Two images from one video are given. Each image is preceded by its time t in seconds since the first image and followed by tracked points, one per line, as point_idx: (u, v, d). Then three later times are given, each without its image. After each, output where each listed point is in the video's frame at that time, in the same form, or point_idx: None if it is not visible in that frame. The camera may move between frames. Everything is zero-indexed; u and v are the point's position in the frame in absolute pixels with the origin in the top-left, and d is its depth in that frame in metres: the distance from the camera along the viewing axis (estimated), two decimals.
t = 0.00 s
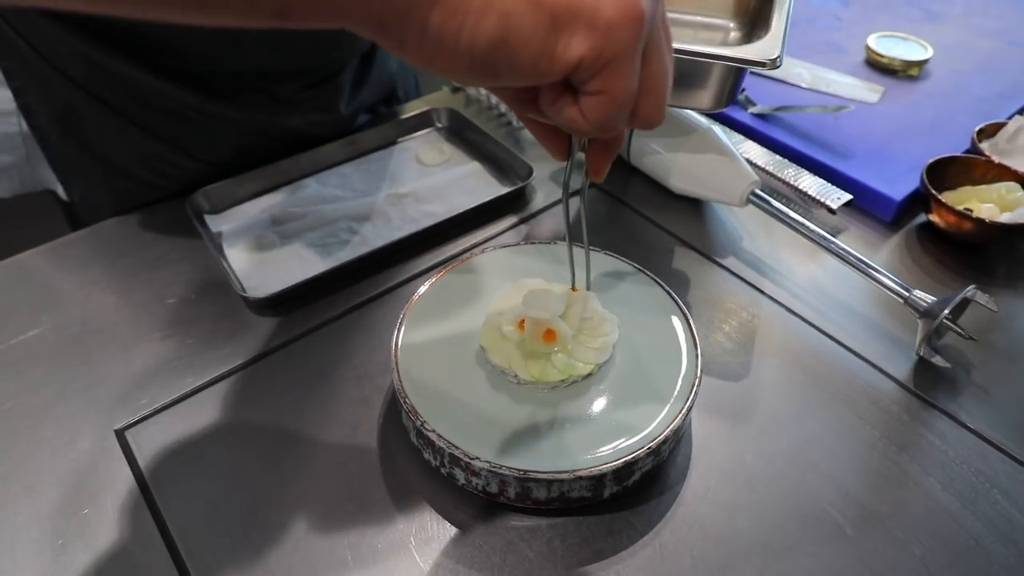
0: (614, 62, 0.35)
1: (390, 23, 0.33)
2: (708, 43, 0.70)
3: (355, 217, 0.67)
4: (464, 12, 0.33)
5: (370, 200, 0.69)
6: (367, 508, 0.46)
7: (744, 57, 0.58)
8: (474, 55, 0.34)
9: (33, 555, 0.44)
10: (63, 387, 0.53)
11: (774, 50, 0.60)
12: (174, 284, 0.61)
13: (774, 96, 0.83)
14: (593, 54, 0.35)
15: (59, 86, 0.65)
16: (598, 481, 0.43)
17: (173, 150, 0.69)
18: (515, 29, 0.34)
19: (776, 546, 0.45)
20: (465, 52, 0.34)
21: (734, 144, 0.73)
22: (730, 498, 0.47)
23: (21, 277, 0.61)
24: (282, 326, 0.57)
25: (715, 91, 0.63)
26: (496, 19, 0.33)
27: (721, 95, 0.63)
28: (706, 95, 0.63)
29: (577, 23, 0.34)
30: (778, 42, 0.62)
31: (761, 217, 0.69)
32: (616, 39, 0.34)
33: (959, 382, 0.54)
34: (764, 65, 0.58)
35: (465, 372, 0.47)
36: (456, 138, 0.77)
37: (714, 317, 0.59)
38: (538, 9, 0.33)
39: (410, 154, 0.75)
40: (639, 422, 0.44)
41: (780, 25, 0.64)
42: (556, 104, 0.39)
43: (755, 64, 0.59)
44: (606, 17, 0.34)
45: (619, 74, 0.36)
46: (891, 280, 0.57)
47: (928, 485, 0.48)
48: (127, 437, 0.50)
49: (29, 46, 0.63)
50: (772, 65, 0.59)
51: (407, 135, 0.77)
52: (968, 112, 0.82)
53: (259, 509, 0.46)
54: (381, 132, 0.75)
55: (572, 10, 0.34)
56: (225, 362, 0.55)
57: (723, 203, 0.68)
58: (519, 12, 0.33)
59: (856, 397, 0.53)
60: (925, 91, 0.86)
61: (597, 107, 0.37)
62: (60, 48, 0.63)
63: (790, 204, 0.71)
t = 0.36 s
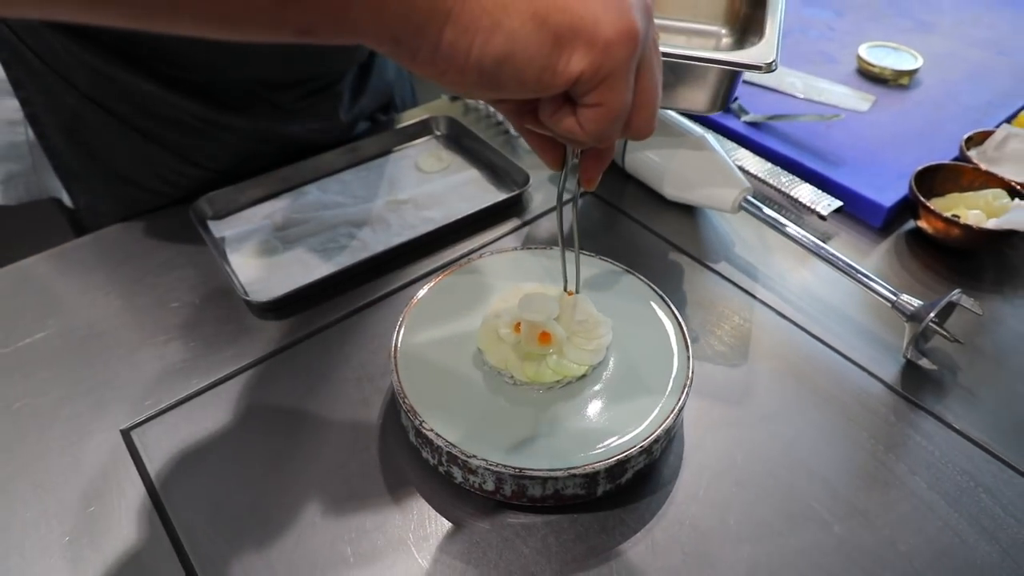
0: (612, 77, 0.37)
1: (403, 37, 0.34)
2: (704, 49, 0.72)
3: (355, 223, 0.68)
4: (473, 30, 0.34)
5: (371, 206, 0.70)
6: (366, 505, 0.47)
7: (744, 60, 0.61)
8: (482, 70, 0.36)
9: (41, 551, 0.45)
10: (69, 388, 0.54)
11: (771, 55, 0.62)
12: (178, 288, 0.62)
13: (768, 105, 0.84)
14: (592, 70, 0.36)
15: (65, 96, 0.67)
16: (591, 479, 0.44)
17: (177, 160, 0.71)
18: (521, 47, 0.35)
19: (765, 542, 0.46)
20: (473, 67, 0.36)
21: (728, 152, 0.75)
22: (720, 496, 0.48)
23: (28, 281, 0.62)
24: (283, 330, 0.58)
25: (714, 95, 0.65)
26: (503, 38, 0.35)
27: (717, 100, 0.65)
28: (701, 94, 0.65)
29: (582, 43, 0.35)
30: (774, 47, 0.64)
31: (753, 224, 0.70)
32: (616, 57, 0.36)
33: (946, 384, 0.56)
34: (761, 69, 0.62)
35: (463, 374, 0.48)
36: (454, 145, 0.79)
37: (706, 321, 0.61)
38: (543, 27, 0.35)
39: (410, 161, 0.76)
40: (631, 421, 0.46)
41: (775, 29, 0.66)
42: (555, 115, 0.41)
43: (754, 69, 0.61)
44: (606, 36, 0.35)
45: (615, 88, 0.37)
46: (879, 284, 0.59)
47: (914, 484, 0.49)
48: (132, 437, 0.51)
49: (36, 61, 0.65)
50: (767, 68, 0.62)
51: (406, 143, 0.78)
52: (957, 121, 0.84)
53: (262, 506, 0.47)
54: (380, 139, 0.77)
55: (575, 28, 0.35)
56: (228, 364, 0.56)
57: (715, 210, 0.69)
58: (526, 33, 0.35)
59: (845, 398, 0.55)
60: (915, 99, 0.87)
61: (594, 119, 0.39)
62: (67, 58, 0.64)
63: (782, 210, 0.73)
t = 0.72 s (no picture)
0: (617, 82, 0.39)
1: (425, 43, 0.36)
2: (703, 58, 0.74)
3: (360, 230, 0.70)
4: (490, 37, 0.36)
5: (375, 213, 0.72)
6: (370, 502, 0.49)
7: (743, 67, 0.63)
8: (498, 74, 0.37)
9: (55, 545, 0.47)
10: (82, 388, 0.56)
11: (770, 60, 0.65)
12: (187, 292, 0.64)
13: (763, 116, 0.86)
14: (600, 75, 0.38)
15: (79, 106, 0.69)
16: (588, 477, 0.45)
17: (187, 169, 0.73)
18: (534, 52, 0.37)
19: (756, 539, 0.47)
20: (489, 71, 0.37)
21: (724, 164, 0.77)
22: (713, 495, 0.50)
23: (41, 285, 0.64)
24: (290, 333, 0.60)
25: (715, 100, 0.67)
26: (519, 44, 0.36)
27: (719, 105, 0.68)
28: (701, 99, 0.68)
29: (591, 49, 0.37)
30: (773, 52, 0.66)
31: (748, 232, 0.72)
32: (622, 63, 0.38)
33: (933, 388, 0.57)
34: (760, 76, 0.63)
35: (464, 376, 0.50)
36: (456, 154, 0.80)
37: (700, 326, 0.62)
38: (554, 35, 0.37)
39: (413, 170, 0.78)
40: (626, 422, 0.47)
41: (775, 34, 0.69)
42: (563, 118, 0.42)
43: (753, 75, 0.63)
44: (613, 44, 0.37)
45: (620, 93, 0.39)
46: (869, 290, 0.60)
47: (901, 484, 0.51)
48: (144, 436, 0.53)
49: (52, 72, 0.67)
50: (767, 75, 0.63)
51: (409, 152, 0.80)
52: (948, 132, 0.86)
53: (269, 502, 0.49)
54: (384, 149, 0.79)
55: (584, 36, 0.37)
56: (236, 366, 0.58)
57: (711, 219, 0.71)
58: (539, 39, 0.37)
59: (835, 401, 0.56)
60: (907, 111, 0.89)
61: (600, 122, 0.41)
62: (81, 70, 0.66)
63: (776, 220, 0.75)
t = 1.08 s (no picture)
0: (623, 64, 0.40)
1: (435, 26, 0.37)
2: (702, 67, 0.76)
3: (364, 234, 0.71)
4: (498, 18, 0.37)
5: (379, 217, 0.73)
6: (373, 499, 0.50)
7: (739, 78, 0.64)
8: (505, 56, 0.39)
9: (66, 539, 0.48)
10: (92, 388, 0.57)
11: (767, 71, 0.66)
12: (195, 294, 0.65)
13: (762, 122, 0.88)
14: (606, 56, 0.39)
15: (91, 110, 0.70)
16: (587, 475, 0.46)
17: (194, 172, 0.74)
18: (541, 33, 0.38)
19: (751, 537, 0.48)
20: (497, 53, 0.39)
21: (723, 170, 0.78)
22: (709, 493, 0.51)
23: (52, 287, 0.65)
24: (295, 334, 0.61)
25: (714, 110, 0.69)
26: (526, 25, 0.38)
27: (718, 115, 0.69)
28: (700, 109, 0.69)
29: (597, 29, 0.39)
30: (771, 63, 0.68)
31: (746, 237, 0.73)
32: (628, 44, 0.39)
33: (927, 390, 0.58)
34: (756, 86, 0.65)
35: (467, 376, 0.51)
36: (459, 159, 0.82)
37: (699, 329, 0.64)
38: (561, 16, 0.38)
39: (416, 175, 0.79)
40: (625, 421, 0.48)
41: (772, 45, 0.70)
42: (570, 101, 0.44)
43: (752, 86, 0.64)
44: (619, 25, 0.39)
45: (626, 75, 0.40)
46: (865, 294, 0.61)
47: (894, 484, 0.52)
48: (152, 434, 0.54)
49: (64, 77, 0.69)
50: (762, 86, 0.65)
51: (413, 158, 0.82)
52: (945, 139, 0.87)
53: (275, 499, 0.50)
54: (388, 154, 0.80)
55: (590, 18, 0.38)
56: (242, 366, 0.59)
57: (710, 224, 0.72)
58: (546, 21, 0.38)
59: (830, 403, 0.57)
60: (905, 118, 0.91)
61: (607, 104, 0.42)
62: (93, 76, 0.68)
63: (774, 225, 0.76)
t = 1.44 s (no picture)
0: (623, 106, 0.40)
1: (443, 69, 0.39)
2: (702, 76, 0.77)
3: (368, 240, 0.72)
4: (505, 62, 0.39)
5: (382, 223, 0.74)
6: (377, 501, 0.50)
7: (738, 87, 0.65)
8: (510, 97, 0.40)
9: (73, 540, 0.48)
10: (99, 391, 0.58)
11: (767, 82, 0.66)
12: (200, 299, 0.66)
13: (761, 130, 0.88)
14: (606, 98, 0.40)
15: (99, 117, 0.71)
16: (587, 478, 0.47)
17: (199, 178, 0.75)
18: (543, 76, 0.39)
19: (750, 539, 0.49)
20: (502, 93, 0.40)
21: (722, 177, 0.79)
22: (708, 496, 0.51)
23: (59, 291, 0.66)
24: (300, 338, 0.62)
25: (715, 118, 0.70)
26: (529, 69, 0.39)
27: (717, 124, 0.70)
28: (702, 117, 0.70)
29: (596, 74, 0.39)
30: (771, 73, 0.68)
31: (745, 243, 0.74)
32: (627, 86, 0.40)
33: (924, 395, 0.59)
34: (756, 96, 0.65)
35: (469, 380, 0.52)
36: (461, 166, 0.83)
37: (698, 334, 0.64)
38: (564, 60, 0.39)
39: (419, 182, 0.80)
40: (624, 426, 0.49)
41: (772, 54, 0.71)
42: (571, 138, 0.44)
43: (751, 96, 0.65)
44: (619, 68, 0.39)
45: (625, 115, 0.41)
46: (862, 300, 0.62)
47: (890, 487, 0.53)
48: (158, 436, 0.54)
49: (74, 84, 0.70)
50: (762, 96, 0.66)
51: (416, 164, 0.83)
52: (942, 146, 0.88)
53: (279, 500, 0.50)
54: (391, 161, 0.81)
55: (591, 61, 0.39)
56: (247, 369, 0.60)
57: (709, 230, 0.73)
58: (548, 64, 0.39)
59: (828, 407, 0.58)
60: (903, 126, 0.92)
61: (607, 143, 0.42)
62: (103, 84, 0.69)
63: (773, 231, 0.76)
